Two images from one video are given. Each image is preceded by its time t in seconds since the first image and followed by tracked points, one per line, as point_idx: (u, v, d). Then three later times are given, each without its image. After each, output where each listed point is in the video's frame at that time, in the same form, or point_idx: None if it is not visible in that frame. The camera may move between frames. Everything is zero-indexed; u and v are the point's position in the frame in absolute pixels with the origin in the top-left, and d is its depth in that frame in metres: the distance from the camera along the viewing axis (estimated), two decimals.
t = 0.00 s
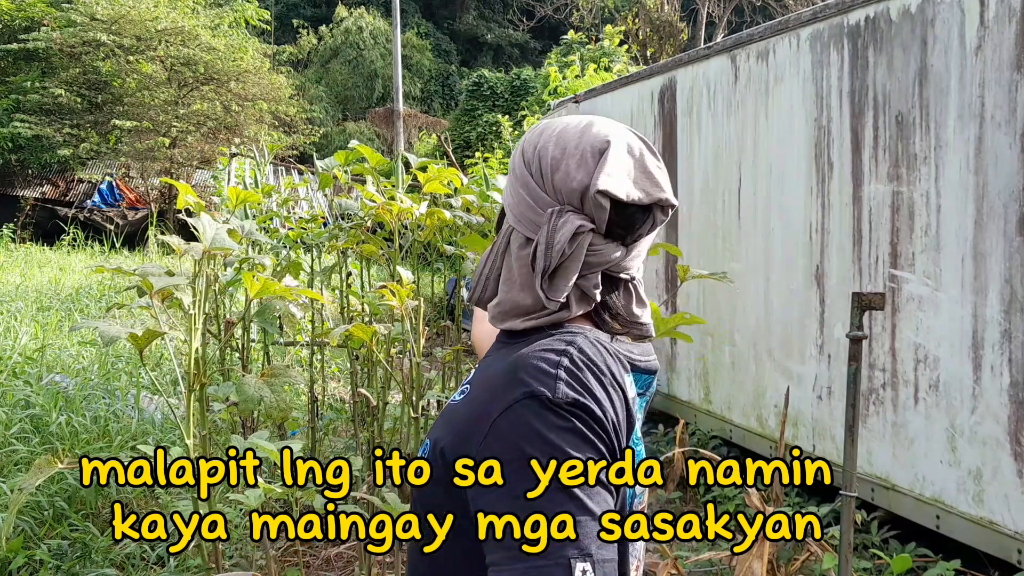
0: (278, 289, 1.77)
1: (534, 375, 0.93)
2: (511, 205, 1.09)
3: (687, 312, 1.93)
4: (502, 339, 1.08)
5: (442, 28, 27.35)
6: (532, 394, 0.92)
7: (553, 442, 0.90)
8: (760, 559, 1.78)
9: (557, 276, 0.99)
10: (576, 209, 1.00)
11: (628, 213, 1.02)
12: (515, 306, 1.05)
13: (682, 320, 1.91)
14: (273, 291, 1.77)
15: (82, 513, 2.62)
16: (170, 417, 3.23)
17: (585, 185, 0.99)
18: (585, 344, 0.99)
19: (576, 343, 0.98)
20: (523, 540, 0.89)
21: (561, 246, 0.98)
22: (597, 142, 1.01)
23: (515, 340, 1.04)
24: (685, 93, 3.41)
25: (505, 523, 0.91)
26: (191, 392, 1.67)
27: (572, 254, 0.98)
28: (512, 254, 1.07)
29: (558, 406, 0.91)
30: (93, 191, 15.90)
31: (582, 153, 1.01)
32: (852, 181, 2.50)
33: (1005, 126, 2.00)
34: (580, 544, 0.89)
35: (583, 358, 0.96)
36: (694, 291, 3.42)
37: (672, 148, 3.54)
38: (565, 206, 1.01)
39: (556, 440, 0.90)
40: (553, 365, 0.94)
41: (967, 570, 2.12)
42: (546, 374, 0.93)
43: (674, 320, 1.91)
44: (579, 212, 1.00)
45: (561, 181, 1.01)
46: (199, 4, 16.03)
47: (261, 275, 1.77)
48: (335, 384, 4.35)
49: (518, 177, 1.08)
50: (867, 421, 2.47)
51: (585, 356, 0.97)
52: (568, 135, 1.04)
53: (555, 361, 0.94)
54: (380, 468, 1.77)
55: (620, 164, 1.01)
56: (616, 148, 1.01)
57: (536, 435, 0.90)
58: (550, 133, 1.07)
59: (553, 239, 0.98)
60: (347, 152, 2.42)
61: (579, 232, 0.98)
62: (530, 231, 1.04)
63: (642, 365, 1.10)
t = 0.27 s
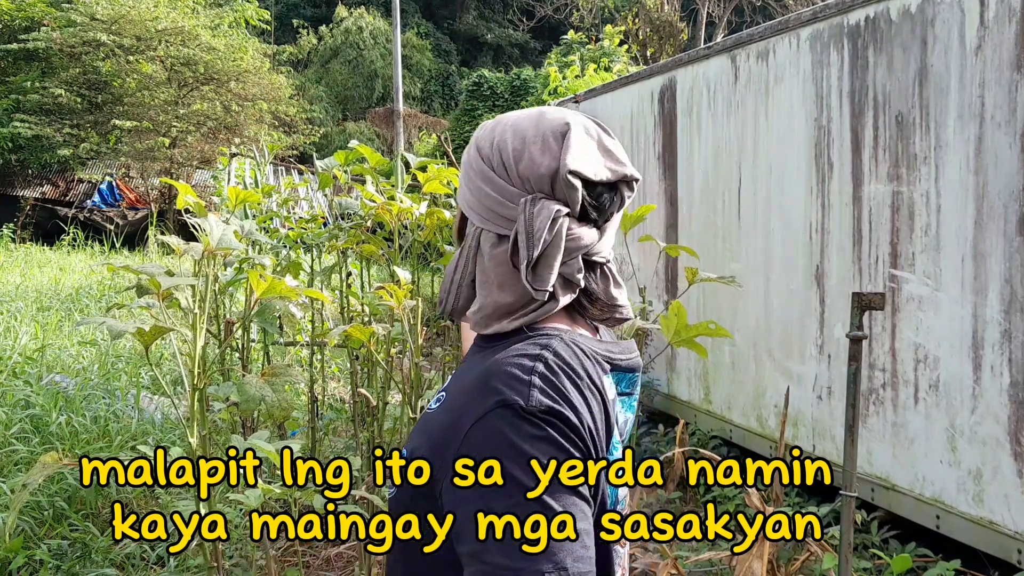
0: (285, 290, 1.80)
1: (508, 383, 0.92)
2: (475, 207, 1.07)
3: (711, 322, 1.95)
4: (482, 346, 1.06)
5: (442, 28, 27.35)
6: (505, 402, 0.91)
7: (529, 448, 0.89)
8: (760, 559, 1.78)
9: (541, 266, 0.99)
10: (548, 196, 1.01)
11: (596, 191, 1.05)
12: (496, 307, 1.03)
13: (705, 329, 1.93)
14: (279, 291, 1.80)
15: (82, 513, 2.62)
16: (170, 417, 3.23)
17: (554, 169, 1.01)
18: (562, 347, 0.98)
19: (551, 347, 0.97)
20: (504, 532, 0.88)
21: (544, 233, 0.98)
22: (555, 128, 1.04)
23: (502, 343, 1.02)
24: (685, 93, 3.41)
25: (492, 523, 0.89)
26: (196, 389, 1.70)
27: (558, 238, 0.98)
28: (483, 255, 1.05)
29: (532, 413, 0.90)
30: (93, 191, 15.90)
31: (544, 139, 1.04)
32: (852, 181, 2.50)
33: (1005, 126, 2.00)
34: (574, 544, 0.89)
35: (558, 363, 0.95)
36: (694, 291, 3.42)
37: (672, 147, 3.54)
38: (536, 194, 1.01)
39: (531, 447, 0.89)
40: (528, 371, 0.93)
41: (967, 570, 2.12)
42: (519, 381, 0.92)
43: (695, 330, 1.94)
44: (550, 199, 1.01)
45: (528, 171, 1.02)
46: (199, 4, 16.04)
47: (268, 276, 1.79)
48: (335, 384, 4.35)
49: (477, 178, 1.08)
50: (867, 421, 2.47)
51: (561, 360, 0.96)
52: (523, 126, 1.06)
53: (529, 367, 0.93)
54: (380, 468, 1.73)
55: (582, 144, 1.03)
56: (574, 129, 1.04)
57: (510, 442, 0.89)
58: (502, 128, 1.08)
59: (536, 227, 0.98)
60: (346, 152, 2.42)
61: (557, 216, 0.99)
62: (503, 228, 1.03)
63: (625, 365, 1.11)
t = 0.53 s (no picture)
0: (290, 292, 1.83)
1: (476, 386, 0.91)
2: (432, 208, 1.01)
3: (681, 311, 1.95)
4: (461, 354, 0.99)
5: (442, 28, 27.35)
6: (472, 406, 0.89)
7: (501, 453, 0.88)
8: (760, 558, 1.77)
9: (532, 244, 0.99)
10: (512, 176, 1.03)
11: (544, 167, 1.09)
12: (491, 302, 0.99)
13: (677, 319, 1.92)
14: (286, 292, 1.83)
15: (82, 513, 2.62)
16: (170, 417, 3.23)
17: (513, 148, 1.04)
18: (531, 346, 0.97)
19: (520, 347, 0.96)
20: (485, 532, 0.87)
21: (529, 206, 0.98)
22: (491, 114, 1.07)
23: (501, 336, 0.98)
24: (685, 93, 3.41)
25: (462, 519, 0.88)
26: (199, 389, 1.70)
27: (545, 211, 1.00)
28: (459, 255, 1.00)
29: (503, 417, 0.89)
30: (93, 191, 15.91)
31: (486, 126, 1.05)
32: (852, 181, 2.50)
33: (1005, 126, 2.00)
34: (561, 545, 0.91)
35: (527, 364, 0.94)
36: (694, 291, 3.42)
37: (672, 147, 3.54)
38: (502, 175, 1.02)
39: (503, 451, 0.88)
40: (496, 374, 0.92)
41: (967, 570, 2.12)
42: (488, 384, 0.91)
43: (669, 320, 1.93)
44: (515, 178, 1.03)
45: (487, 155, 1.02)
46: (199, 4, 16.04)
47: (274, 277, 1.82)
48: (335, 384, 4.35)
49: (425, 177, 1.02)
50: (867, 421, 2.47)
51: (530, 360, 0.95)
52: (456, 121, 1.06)
53: (497, 369, 0.92)
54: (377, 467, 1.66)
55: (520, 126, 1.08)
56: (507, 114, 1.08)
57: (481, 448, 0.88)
58: (432, 126, 1.06)
59: (527, 202, 0.98)
60: (346, 152, 2.42)
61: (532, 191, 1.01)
62: (478, 218, 1.00)
63: (598, 361, 1.13)
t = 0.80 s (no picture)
0: (281, 292, 1.81)
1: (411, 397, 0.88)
2: (356, 211, 0.97)
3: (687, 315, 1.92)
4: (395, 363, 0.96)
5: (442, 28, 27.34)
6: (407, 418, 0.86)
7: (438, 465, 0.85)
8: (760, 558, 1.77)
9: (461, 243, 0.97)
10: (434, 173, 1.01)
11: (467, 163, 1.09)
12: (426, 306, 0.96)
13: (679, 322, 1.90)
14: (276, 292, 1.82)
15: (82, 513, 2.62)
16: (170, 417, 3.23)
17: (435, 146, 1.02)
18: (470, 353, 0.95)
19: (458, 354, 0.93)
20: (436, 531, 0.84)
21: (457, 203, 0.97)
22: (408, 114, 1.05)
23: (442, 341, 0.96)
24: (685, 93, 3.41)
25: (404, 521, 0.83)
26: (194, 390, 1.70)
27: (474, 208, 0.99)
28: (387, 258, 0.96)
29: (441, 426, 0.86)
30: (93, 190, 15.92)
31: (406, 126, 1.03)
32: (852, 181, 2.50)
33: (1005, 126, 2.00)
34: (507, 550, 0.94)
35: (466, 371, 0.92)
36: (694, 290, 3.42)
37: (672, 147, 3.54)
38: (427, 173, 1.00)
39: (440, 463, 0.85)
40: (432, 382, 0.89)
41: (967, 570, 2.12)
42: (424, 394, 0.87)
43: (671, 324, 1.91)
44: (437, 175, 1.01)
45: (409, 155, 1.00)
46: (199, 4, 16.04)
47: (266, 277, 1.81)
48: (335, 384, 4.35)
49: (346, 180, 0.99)
50: (867, 421, 2.47)
51: (469, 367, 0.93)
52: (373, 122, 1.03)
53: (434, 378, 0.89)
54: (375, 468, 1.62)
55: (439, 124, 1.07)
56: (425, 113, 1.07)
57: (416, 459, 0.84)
58: (348, 130, 1.03)
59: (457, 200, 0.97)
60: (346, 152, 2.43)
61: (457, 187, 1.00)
62: (404, 219, 0.97)
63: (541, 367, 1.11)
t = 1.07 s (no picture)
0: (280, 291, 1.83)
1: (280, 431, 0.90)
2: (212, 234, 1.01)
3: (706, 320, 1.94)
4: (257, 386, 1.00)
5: (442, 28, 27.34)
6: (246, 454, 0.88)
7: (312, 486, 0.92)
8: (760, 558, 1.76)
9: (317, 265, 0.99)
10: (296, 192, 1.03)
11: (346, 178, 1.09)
12: (279, 334, 0.98)
13: (701, 326, 1.93)
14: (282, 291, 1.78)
15: (82, 513, 2.62)
16: (170, 417, 3.23)
17: (293, 162, 1.03)
18: (326, 385, 0.96)
19: (311, 387, 0.95)
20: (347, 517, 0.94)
21: (315, 228, 0.99)
22: (271, 129, 1.05)
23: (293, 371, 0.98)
24: (685, 93, 3.41)
25: (352, 523, 0.95)
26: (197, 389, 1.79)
27: (330, 228, 1.01)
28: (240, 284, 1.00)
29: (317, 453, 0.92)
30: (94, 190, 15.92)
31: (265, 141, 1.04)
32: (852, 181, 2.50)
33: (1005, 126, 2.00)
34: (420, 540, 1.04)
35: (317, 406, 0.93)
36: (694, 290, 3.42)
37: (672, 147, 3.54)
38: (283, 192, 1.02)
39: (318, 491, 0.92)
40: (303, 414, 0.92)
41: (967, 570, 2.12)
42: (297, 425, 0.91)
43: (694, 327, 1.94)
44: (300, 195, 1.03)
45: (264, 172, 1.02)
46: (199, 5, 16.05)
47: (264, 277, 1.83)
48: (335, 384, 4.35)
49: (202, 204, 1.01)
50: (867, 421, 2.47)
51: (322, 400, 0.94)
52: (234, 140, 1.04)
53: (279, 416, 0.91)
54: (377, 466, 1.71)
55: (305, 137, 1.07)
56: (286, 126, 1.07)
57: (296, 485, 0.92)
58: (209, 148, 1.04)
59: (308, 220, 0.99)
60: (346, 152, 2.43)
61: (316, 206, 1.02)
62: (259, 244, 1.00)
63: (431, 378, 1.09)
